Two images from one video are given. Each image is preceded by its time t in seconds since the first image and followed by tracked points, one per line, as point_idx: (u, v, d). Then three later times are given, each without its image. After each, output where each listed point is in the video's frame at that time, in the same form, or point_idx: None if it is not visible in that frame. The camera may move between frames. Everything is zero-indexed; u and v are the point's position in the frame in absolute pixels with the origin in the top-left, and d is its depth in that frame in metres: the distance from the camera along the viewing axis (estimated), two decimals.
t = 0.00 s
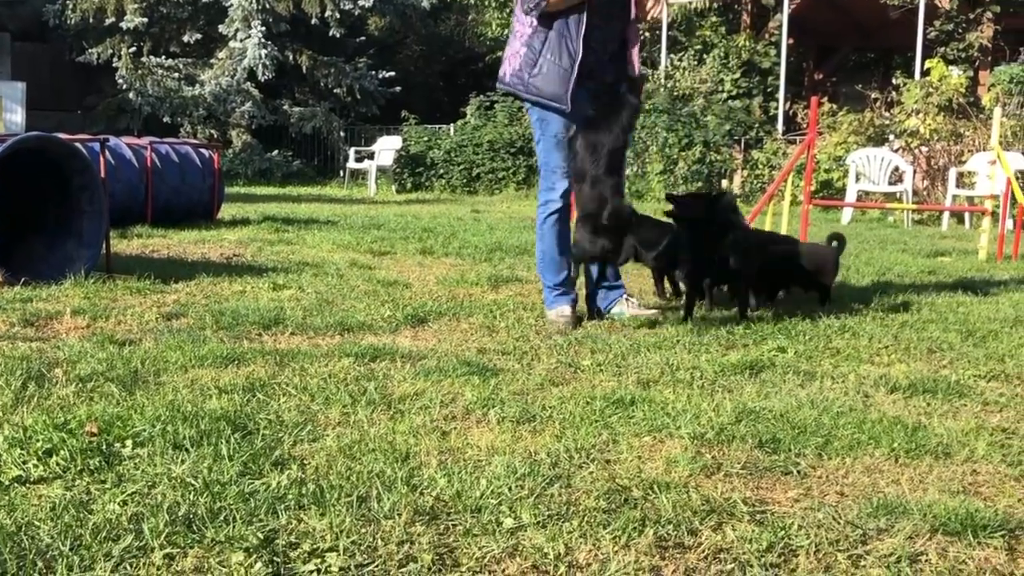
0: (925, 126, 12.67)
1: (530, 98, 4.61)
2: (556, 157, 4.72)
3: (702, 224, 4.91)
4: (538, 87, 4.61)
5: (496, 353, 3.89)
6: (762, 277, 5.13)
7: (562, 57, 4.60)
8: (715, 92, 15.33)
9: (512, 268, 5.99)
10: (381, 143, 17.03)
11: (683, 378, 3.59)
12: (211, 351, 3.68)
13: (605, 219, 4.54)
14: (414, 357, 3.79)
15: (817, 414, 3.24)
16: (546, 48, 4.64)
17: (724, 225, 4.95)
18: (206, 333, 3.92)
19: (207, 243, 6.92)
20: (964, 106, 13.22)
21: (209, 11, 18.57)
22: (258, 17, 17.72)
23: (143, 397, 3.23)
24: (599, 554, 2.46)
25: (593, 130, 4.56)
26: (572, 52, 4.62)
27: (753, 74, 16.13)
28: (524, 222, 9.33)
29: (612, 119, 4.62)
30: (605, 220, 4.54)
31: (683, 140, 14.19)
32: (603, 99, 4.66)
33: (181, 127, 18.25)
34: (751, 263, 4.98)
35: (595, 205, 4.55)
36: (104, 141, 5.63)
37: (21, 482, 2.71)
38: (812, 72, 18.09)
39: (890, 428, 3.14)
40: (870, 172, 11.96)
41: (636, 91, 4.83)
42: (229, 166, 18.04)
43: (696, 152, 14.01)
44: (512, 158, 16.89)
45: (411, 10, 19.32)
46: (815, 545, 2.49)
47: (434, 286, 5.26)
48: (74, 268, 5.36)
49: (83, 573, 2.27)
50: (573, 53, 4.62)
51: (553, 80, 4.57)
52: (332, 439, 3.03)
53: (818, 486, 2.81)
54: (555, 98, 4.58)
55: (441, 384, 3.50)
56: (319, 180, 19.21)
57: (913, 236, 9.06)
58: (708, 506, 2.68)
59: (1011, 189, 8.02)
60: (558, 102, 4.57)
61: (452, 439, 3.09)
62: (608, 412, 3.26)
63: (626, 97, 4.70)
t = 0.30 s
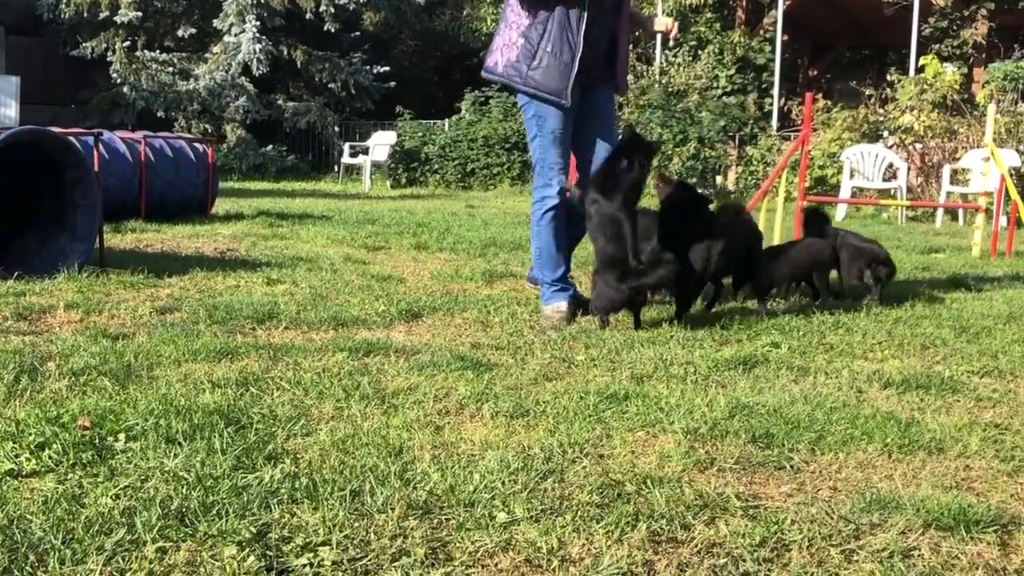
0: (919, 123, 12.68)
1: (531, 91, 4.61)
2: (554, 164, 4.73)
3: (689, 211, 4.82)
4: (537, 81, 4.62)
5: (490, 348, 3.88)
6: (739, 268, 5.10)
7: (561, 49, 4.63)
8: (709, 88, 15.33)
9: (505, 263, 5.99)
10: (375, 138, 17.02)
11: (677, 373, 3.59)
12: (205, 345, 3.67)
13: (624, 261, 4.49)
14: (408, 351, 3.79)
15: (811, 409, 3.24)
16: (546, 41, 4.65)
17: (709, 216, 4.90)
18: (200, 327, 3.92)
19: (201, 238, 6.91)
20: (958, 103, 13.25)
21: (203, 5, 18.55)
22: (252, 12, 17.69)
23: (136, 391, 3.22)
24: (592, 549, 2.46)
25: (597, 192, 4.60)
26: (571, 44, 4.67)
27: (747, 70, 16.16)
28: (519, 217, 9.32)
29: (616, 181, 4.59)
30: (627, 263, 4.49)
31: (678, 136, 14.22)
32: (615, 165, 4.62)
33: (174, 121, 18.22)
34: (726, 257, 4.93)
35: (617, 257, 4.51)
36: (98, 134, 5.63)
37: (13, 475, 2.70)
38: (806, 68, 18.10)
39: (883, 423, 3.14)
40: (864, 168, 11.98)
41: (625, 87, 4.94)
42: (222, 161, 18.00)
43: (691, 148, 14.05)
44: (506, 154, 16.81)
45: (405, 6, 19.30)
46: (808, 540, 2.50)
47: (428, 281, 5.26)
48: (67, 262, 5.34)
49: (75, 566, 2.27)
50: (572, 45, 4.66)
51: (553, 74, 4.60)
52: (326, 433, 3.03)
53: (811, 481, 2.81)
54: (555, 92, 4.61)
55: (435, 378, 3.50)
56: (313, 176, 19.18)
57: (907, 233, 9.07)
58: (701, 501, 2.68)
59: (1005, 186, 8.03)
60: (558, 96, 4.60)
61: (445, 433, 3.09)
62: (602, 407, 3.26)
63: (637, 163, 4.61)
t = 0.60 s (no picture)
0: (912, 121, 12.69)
1: (526, 80, 4.64)
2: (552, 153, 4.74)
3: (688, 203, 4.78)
4: (532, 69, 4.65)
5: (482, 343, 3.88)
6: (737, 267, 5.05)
7: (555, 38, 4.66)
8: (703, 85, 15.34)
9: (498, 259, 5.99)
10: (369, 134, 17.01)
11: (669, 368, 3.59)
12: (196, 339, 3.67)
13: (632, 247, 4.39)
14: (399, 346, 3.79)
15: (802, 404, 3.25)
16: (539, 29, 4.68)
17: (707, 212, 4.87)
18: (191, 322, 3.92)
19: (193, 233, 6.89)
20: (951, 101, 13.27)
21: None
22: (246, 7, 17.68)
23: (127, 385, 3.22)
24: (582, 543, 2.46)
25: (613, 177, 4.69)
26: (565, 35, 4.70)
27: (741, 67, 16.19)
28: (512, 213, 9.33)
29: (632, 165, 4.69)
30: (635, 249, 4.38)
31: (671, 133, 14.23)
32: (628, 148, 4.73)
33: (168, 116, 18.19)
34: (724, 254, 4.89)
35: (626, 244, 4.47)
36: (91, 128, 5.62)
37: (3, 469, 2.69)
38: (800, 65, 18.12)
39: (874, 419, 3.15)
40: (858, 166, 11.99)
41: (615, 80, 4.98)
42: (216, 156, 17.96)
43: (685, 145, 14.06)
44: (500, 150, 16.82)
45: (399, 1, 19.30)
46: (799, 535, 2.50)
47: (420, 277, 5.25)
48: (59, 256, 5.31)
49: (65, 559, 2.27)
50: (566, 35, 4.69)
51: (547, 63, 4.64)
52: (317, 428, 3.03)
53: (801, 476, 2.81)
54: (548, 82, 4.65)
55: (427, 373, 3.50)
56: (307, 172, 19.15)
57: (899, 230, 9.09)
58: (692, 496, 2.68)
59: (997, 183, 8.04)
60: (552, 84, 4.65)
61: (437, 427, 3.08)
62: (594, 402, 3.26)
63: (647, 139, 4.75)
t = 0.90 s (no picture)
0: (903, 118, 12.71)
1: (508, 64, 4.70)
2: (528, 140, 4.77)
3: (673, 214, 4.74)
4: (516, 55, 4.71)
5: (472, 337, 3.89)
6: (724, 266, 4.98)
7: (542, 29, 4.72)
8: (695, 81, 15.36)
9: (490, 253, 6.00)
10: (361, 128, 17.00)
11: (659, 363, 3.59)
12: (186, 333, 3.66)
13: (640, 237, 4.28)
14: (390, 341, 3.78)
15: (791, 400, 3.25)
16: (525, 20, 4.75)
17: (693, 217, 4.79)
18: (181, 315, 3.91)
19: (185, 227, 6.88)
20: (942, 98, 13.30)
21: None
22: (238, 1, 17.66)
23: (116, 378, 3.21)
24: (570, 536, 2.46)
25: (598, 171, 4.63)
26: (551, 27, 4.76)
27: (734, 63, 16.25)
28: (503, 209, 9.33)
29: (615, 156, 4.64)
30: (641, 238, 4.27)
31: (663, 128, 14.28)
32: (608, 137, 4.70)
33: (159, 110, 18.16)
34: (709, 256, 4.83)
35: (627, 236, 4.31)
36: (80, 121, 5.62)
37: None
38: (792, 62, 18.15)
39: (863, 414, 3.15)
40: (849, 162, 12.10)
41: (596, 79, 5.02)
42: (207, 150, 17.92)
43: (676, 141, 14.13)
44: (493, 146, 16.70)
45: None
46: (786, 530, 2.50)
47: (411, 272, 5.25)
48: (49, 249, 5.30)
49: (51, 552, 2.27)
50: (552, 27, 4.76)
51: (530, 52, 4.69)
52: (305, 422, 3.02)
53: (790, 471, 2.82)
54: (529, 69, 4.71)
55: (417, 367, 3.50)
56: (299, 166, 19.12)
57: (890, 226, 9.11)
58: (680, 490, 2.68)
59: (989, 180, 8.05)
60: (531, 76, 4.71)
61: (426, 421, 3.08)
62: (583, 397, 3.26)
63: (628, 128, 4.71)
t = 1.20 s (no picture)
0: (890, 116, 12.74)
1: (475, 65, 4.73)
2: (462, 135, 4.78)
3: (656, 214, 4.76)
4: (486, 58, 4.75)
5: (459, 332, 3.88)
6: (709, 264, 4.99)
7: (511, 32, 4.77)
8: (683, 78, 15.40)
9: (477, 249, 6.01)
10: (349, 123, 16.99)
11: (644, 358, 3.60)
12: (171, 327, 3.65)
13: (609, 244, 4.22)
14: (376, 335, 3.78)
15: (776, 395, 3.26)
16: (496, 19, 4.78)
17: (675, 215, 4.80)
18: (167, 308, 3.91)
19: (171, 220, 6.87)
20: (930, 96, 13.34)
21: None
22: None
23: (100, 371, 3.20)
24: (554, 530, 2.46)
25: (553, 192, 4.60)
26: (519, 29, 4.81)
27: (722, 60, 16.30)
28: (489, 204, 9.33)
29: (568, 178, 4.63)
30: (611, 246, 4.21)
31: (651, 126, 14.31)
32: (559, 159, 4.70)
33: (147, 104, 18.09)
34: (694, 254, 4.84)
35: (594, 245, 4.27)
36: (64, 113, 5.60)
37: None
38: (780, 60, 18.20)
39: (847, 410, 3.16)
40: (836, 159, 12.18)
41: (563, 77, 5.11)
42: (194, 144, 17.87)
43: (664, 139, 14.16)
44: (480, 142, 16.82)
45: None
46: (769, 524, 2.50)
47: (398, 267, 5.26)
48: (35, 242, 5.27)
49: (32, 545, 2.26)
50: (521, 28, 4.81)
51: (499, 54, 4.74)
52: (290, 415, 3.02)
53: (774, 466, 2.82)
54: (495, 71, 4.77)
55: (403, 361, 3.50)
56: (286, 161, 19.10)
57: (876, 224, 9.13)
58: (664, 485, 2.68)
59: (975, 177, 8.05)
60: (501, 76, 4.77)
61: (412, 416, 3.08)
62: (569, 392, 3.26)
63: (579, 150, 4.70)
